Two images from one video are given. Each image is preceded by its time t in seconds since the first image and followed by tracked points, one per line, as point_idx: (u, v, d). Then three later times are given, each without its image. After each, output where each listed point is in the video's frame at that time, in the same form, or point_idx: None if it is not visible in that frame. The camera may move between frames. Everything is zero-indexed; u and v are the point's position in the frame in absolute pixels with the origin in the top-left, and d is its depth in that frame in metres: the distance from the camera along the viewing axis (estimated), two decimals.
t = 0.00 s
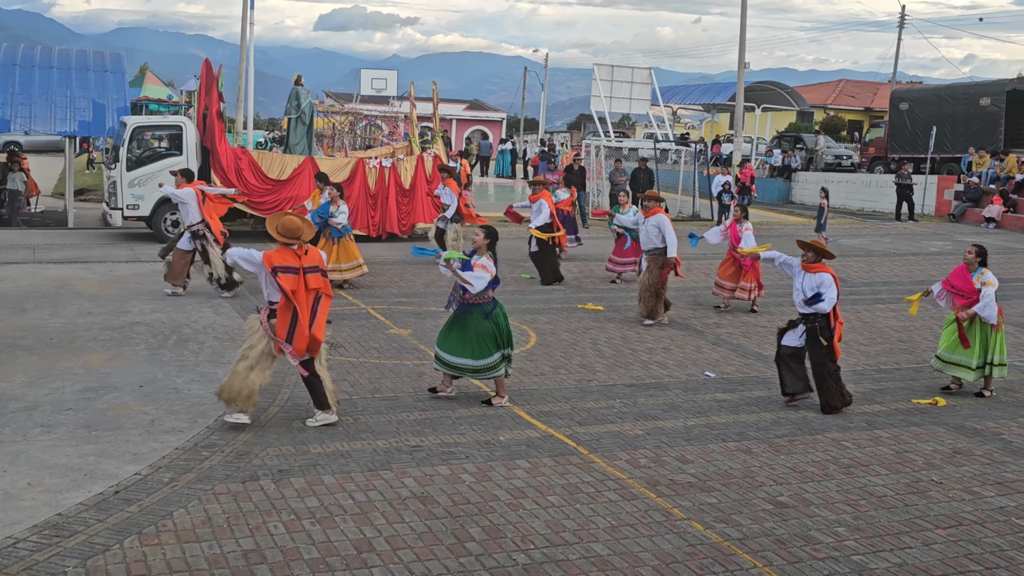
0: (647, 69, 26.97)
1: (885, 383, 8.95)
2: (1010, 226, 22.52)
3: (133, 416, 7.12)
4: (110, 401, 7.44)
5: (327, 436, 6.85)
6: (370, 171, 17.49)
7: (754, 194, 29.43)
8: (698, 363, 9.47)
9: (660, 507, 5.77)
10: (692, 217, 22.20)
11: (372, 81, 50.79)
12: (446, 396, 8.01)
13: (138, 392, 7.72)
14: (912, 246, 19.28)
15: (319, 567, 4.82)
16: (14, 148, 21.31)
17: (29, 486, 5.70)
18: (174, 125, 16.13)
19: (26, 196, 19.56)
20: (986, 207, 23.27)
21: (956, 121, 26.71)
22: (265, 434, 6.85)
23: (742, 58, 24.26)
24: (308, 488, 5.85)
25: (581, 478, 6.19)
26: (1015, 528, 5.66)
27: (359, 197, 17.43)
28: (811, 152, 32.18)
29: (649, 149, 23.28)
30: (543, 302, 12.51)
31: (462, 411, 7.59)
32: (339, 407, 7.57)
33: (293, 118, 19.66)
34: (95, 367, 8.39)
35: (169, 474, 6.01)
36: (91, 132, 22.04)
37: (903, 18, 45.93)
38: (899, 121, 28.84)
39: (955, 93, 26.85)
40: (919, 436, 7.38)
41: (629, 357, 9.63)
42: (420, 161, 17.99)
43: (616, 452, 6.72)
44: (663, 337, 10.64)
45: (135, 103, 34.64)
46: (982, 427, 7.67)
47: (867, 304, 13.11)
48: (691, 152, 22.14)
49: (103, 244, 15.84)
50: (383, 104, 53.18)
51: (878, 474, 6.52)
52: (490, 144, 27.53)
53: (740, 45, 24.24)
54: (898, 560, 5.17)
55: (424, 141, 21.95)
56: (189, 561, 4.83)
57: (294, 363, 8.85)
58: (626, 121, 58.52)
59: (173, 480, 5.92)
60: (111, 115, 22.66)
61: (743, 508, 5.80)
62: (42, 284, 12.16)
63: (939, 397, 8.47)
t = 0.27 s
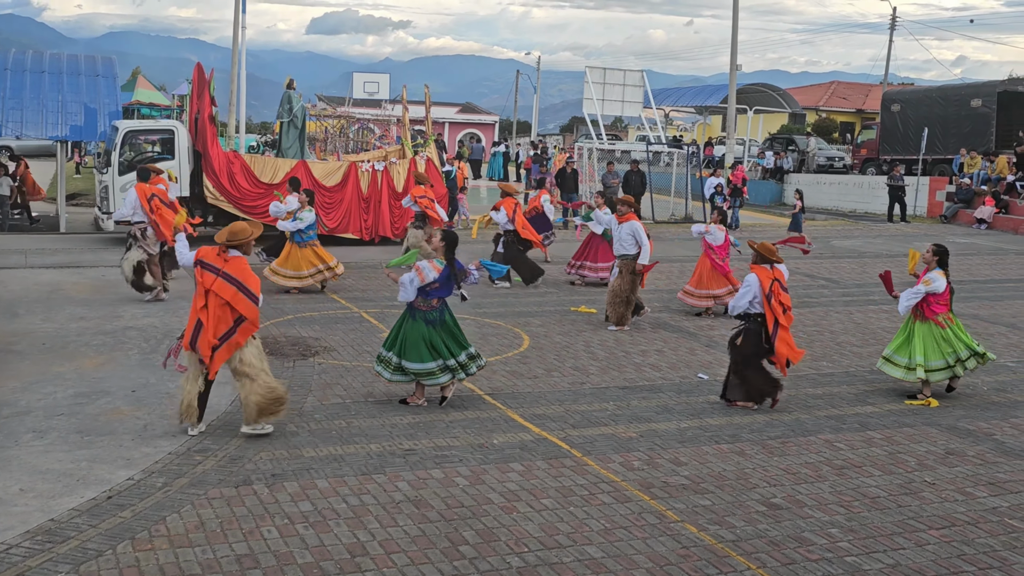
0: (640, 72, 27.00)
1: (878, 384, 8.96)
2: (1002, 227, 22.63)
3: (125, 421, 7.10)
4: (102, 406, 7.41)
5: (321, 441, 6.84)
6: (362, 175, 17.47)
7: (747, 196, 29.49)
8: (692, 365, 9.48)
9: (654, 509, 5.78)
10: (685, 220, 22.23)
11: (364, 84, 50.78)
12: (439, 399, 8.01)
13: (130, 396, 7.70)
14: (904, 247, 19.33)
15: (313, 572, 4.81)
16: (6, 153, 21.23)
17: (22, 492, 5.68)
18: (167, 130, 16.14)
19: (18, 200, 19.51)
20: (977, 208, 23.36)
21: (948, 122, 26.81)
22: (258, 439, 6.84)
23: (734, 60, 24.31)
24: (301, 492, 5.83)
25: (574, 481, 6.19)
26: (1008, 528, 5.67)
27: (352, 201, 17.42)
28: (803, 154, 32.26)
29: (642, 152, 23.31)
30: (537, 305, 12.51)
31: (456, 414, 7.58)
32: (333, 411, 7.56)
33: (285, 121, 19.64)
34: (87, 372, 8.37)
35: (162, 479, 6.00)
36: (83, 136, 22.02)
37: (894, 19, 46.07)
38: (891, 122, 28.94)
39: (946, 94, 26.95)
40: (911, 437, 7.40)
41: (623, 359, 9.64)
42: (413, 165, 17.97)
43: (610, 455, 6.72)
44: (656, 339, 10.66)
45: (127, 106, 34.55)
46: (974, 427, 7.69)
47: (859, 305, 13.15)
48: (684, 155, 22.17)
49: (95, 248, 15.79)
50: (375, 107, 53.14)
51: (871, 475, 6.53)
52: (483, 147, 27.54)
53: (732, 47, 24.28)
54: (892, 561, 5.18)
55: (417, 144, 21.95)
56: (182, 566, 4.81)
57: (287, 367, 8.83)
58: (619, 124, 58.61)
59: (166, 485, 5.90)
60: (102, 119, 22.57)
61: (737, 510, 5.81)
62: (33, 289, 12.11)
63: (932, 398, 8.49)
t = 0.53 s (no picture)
0: (635, 74, 27.03)
1: (873, 386, 8.98)
2: (996, 228, 22.69)
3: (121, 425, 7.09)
4: (98, 410, 7.40)
5: (316, 444, 6.84)
6: (358, 178, 17.47)
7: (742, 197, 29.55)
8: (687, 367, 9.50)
9: (650, 511, 5.78)
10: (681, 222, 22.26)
11: (359, 87, 50.82)
12: (435, 402, 8.01)
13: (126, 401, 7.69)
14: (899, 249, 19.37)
15: None
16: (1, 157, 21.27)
17: (17, 497, 5.67)
18: (161, 133, 16.06)
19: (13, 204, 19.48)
20: (972, 209, 23.44)
21: (942, 124, 26.88)
22: (254, 443, 6.83)
23: (729, 62, 24.35)
24: (297, 496, 5.83)
25: (570, 484, 6.20)
26: (1003, 529, 5.69)
27: (347, 204, 17.42)
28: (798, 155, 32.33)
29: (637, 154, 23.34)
30: (533, 307, 12.52)
31: (452, 417, 7.59)
32: (329, 414, 7.56)
33: (281, 125, 19.64)
34: (82, 376, 8.36)
35: (157, 484, 5.99)
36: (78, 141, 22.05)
37: (889, 21, 46.16)
38: (885, 124, 29.01)
39: (941, 96, 27.02)
40: (907, 439, 7.42)
41: (619, 361, 9.65)
42: (408, 168, 17.98)
43: (606, 457, 6.73)
44: (652, 342, 10.67)
45: (122, 110, 34.54)
46: (969, 428, 7.71)
47: (854, 306, 13.18)
48: (679, 157, 22.20)
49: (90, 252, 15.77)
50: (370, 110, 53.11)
51: (867, 477, 6.55)
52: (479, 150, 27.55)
53: (727, 49, 24.32)
54: (888, 563, 5.18)
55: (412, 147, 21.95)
56: (178, 570, 4.81)
57: (283, 370, 8.83)
58: (614, 126, 58.68)
59: (162, 490, 5.90)
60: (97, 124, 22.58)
61: (733, 512, 5.82)
62: (28, 293, 12.09)
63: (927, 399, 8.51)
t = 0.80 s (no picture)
0: (634, 75, 27.03)
1: (873, 387, 8.98)
2: (996, 228, 22.71)
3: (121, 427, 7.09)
4: (98, 412, 7.41)
5: (316, 445, 6.84)
6: (357, 180, 17.49)
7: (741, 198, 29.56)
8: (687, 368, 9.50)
9: (650, 512, 5.78)
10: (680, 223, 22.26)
11: (359, 88, 50.86)
12: (435, 403, 8.01)
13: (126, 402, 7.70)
14: (899, 249, 19.37)
15: None
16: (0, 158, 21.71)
17: (17, 499, 5.67)
18: (161, 134, 16.08)
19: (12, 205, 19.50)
20: (972, 209, 23.46)
21: (941, 124, 26.89)
22: (254, 444, 6.83)
23: (728, 63, 24.36)
24: (297, 497, 5.83)
25: (571, 485, 6.20)
26: (1004, 529, 5.69)
27: (346, 205, 17.44)
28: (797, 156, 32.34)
29: (637, 155, 23.35)
30: (532, 308, 12.52)
31: (452, 418, 7.59)
32: (329, 415, 7.57)
33: (280, 126, 19.66)
34: (82, 378, 8.36)
35: (158, 485, 5.99)
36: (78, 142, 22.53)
37: (888, 21, 46.17)
38: (884, 124, 29.03)
39: (940, 96, 27.04)
40: (907, 439, 7.42)
41: (619, 362, 9.65)
42: (407, 169, 18.00)
43: (606, 458, 6.73)
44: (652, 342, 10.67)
45: (122, 112, 34.57)
46: (969, 429, 7.72)
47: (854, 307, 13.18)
48: (679, 158, 22.21)
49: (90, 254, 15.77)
50: (370, 111, 53.13)
51: (867, 477, 6.55)
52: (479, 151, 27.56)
53: (726, 50, 24.34)
54: (889, 563, 5.18)
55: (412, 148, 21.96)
56: (179, 572, 4.81)
57: (283, 372, 8.84)
58: (613, 127, 58.72)
59: (163, 491, 5.90)
60: (96, 125, 23.05)
61: (734, 513, 5.82)
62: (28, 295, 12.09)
63: (928, 400, 8.52)
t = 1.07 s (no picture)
0: (635, 76, 27.03)
1: (875, 387, 8.98)
2: (998, 228, 22.70)
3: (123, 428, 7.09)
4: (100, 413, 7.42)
5: (318, 446, 6.84)
6: (359, 180, 17.48)
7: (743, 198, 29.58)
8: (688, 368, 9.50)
9: (652, 513, 5.78)
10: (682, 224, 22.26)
11: (360, 89, 50.91)
12: (437, 404, 8.01)
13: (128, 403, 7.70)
14: (900, 249, 19.36)
15: None
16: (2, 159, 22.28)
17: (19, 500, 5.67)
18: (163, 135, 16.09)
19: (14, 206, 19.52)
20: (973, 210, 23.46)
21: (943, 124, 26.88)
22: (256, 445, 6.83)
23: (730, 64, 24.35)
24: (299, 498, 5.83)
25: (573, 485, 6.19)
26: (1006, 530, 5.68)
27: (348, 206, 17.44)
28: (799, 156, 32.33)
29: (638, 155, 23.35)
30: (534, 309, 12.53)
31: (454, 419, 7.59)
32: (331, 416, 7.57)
33: (282, 127, 19.65)
34: (84, 379, 8.36)
35: (160, 486, 5.99)
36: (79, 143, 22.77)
37: (890, 22, 46.14)
38: (886, 125, 29.02)
39: (941, 96, 27.01)
40: (909, 439, 7.41)
41: (621, 363, 9.65)
42: (409, 170, 18.00)
43: (608, 459, 6.72)
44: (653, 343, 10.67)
45: (123, 113, 34.65)
46: (971, 429, 7.71)
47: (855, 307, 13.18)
48: (680, 158, 22.20)
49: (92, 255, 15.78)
50: (371, 112, 53.18)
51: (869, 477, 6.54)
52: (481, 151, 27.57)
53: (728, 50, 24.33)
54: (891, 563, 5.18)
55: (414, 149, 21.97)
56: (181, 573, 4.81)
57: (285, 372, 8.84)
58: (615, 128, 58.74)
59: (165, 492, 5.90)
60: (97, 126, 23.42)
61: (736, 513, 5.81)
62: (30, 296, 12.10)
63: (930, 400, 8.51)
